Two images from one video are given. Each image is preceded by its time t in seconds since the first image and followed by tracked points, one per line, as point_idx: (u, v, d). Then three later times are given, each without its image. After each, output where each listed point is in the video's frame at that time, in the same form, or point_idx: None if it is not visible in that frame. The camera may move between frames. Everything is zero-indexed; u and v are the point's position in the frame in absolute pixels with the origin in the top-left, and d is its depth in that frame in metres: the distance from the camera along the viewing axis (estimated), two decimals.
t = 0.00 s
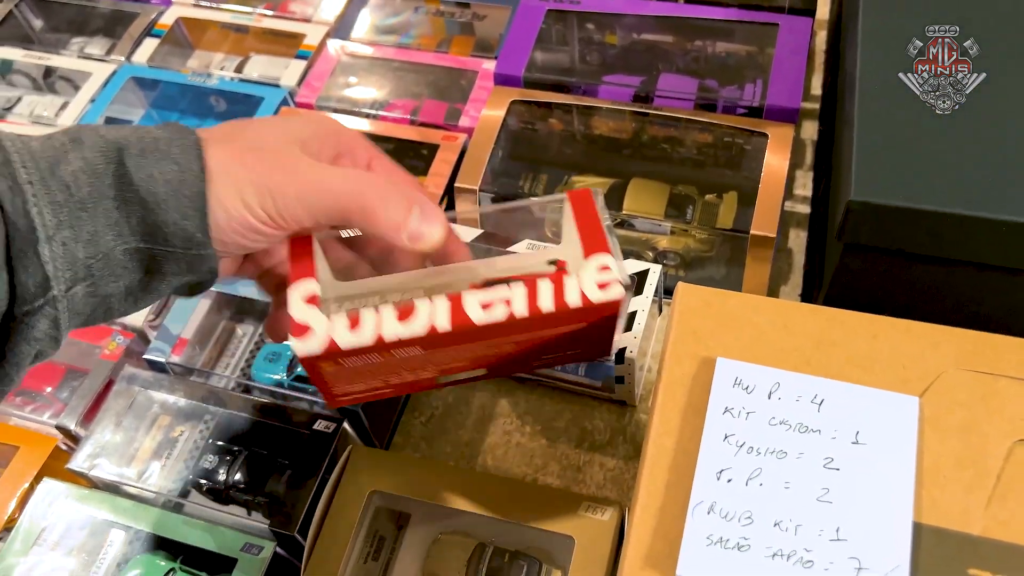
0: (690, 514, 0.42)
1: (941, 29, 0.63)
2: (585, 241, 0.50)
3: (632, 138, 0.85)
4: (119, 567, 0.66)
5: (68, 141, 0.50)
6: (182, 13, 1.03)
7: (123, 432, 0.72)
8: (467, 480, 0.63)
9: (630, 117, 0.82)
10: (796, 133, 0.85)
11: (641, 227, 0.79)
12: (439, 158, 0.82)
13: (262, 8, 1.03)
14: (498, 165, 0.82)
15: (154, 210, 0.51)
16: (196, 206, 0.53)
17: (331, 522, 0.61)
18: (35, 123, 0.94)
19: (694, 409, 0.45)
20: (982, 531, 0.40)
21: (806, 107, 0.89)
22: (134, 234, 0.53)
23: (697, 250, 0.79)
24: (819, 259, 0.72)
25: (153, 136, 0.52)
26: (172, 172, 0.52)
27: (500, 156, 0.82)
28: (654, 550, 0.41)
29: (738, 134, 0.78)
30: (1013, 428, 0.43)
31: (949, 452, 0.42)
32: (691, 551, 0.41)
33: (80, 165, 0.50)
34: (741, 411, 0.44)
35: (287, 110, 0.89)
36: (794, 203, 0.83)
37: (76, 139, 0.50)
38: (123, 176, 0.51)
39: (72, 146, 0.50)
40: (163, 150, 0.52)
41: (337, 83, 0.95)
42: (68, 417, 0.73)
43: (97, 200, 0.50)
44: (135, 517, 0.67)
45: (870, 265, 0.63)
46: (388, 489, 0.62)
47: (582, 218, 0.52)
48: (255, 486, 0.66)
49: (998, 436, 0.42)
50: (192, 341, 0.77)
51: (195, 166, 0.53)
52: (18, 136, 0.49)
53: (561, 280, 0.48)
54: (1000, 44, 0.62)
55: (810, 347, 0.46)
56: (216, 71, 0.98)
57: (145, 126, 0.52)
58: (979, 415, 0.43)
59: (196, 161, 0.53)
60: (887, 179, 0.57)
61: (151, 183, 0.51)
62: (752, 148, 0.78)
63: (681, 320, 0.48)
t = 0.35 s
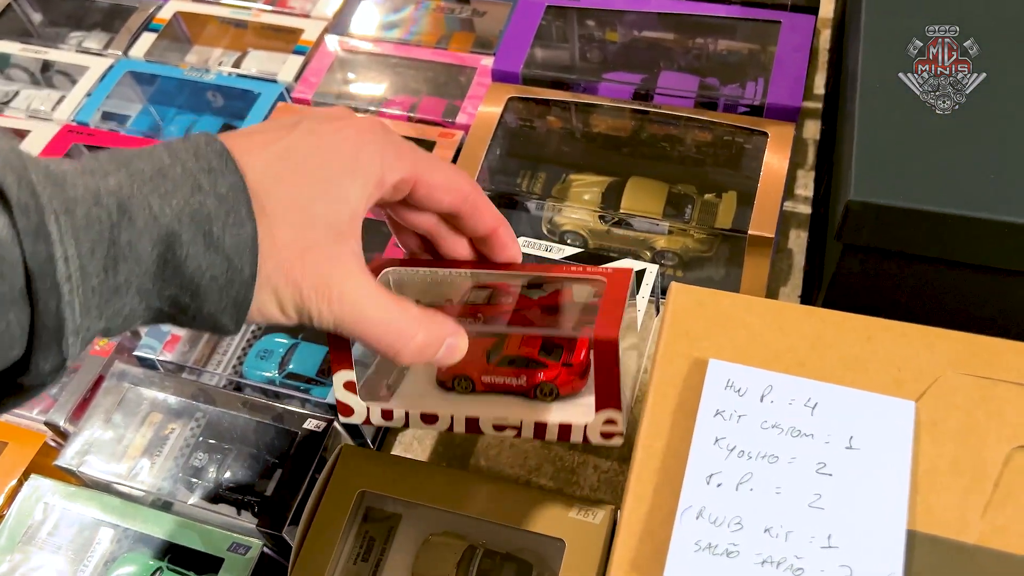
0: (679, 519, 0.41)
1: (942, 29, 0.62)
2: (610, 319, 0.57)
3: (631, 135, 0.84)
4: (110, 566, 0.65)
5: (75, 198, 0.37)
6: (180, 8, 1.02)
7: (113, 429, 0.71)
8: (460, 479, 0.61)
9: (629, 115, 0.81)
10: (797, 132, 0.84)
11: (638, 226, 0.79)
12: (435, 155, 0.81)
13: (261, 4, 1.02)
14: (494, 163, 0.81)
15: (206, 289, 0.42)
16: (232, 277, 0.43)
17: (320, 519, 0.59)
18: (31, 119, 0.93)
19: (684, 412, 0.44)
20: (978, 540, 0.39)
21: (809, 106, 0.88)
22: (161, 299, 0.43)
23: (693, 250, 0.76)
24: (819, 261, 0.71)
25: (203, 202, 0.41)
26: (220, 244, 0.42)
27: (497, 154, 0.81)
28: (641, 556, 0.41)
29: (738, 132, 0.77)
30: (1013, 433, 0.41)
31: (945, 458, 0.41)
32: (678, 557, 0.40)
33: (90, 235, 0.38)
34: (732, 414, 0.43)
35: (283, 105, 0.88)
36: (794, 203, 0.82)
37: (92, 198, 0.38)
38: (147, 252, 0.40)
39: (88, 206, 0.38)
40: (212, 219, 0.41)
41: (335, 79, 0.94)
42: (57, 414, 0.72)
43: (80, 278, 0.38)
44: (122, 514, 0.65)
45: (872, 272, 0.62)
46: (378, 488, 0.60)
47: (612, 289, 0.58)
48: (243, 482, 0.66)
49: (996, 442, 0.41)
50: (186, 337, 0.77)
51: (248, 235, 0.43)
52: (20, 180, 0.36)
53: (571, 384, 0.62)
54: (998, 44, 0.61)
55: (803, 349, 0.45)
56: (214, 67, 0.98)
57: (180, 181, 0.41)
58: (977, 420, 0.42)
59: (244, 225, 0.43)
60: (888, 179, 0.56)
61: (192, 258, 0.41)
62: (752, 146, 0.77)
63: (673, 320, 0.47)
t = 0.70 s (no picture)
0: (673, 517, 0.40)
1: (942, 29, 0.62)
2: (606, 419, 0.59)
3: (634, 131, 0.83)
4: (106, 558, 0.65)
5: (114, 303, 0.38)
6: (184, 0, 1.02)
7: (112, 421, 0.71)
8: (455, 476, 0.59)
9: (632, 111, 0.81)
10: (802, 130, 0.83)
11: (640, 223, 0.76)
12: (436, 150, 0.80)
13: None
14: (497, 158, 0.81)
15: (231, 377, 0.44)
16: (257, 367, 0.45)
17: (315, 515, 0.58)
18: (35, 110, 0.93)
19: (680, 410, 0.44)
20: (975, 541, 0.39)
21: (814, 104, 0.87)
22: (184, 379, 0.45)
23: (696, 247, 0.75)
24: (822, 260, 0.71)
25: (232, 300, 0.43)
26: (247, 338, 0.44)
27: (499, 150, 0.81)
28: (634, 553, 0.40)
29: (742, 129, 0.77)
30: (1012, 435, 0.41)
31: (943, 458, 0.41)
32: (672, 555, 0.39)
33: (127, 341, 0.39)
34: (729, 412, 0.43)
35: (286, 99, 0.88)
36: (798, 200, 0.80)
37: (130, 302, 0.39)
38: (178, 350, 0.41)
39: (125, 310, 0.39)
40: (241, 317, 0.43)
41: (338, 73, 0.93)
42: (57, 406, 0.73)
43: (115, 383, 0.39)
44: (120, 507, 0.66)
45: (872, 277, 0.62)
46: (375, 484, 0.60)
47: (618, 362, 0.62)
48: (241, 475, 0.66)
49: (994, 443, 0.41)
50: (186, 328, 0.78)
51: (273, 330, 0.45)
52: (62, 296, 0.36)
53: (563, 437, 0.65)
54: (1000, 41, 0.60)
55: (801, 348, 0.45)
56: (217, 60, 0.98)
57: (213, 279, 0.42)
58: (976, 421, 0.42)
59: (269, 319, 0.45)
60: (891, 177, 0.55)
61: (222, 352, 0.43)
62: (755, 143, 0.77)
63: (671, 318, 0.47)
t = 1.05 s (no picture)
0: (669, 511, 0.40)
1: (942, 29, 0.61)
2: (598, 427, 0.60)
3: (640, 125, 0.82)
4: (104, 545, 0.65)
5: (124, 342, 0.37)
6: None
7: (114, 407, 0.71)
8: (452, 469, 0.59)
9: (638, 104, 0.81)
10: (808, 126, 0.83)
11: (644, 218, 0.76)
12: (440, 141, 0.80)
13: None
14: (502, 151, 0.80)
15: (241, 407, 0.44)
16: (265, 396, 0.44)
17: (313, 506, 0.58)
18: (42, 99, 0.94)
19: (678, 405, 0.44)
20: (973, 539, 0.39)
21: (821, 100, 0.87)
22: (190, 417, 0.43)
23: (700, 242, 0.74)
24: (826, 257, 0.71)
25: (239, 332, 0.42)
26: (256, 369, 0.43)
27: (504, 142, 0.81)
28: (631, 547, 0.40)
29: (748, 125, 0.76)
30: (1013, 433, 0.41)
31: (943, 457, 0.41)
32: (668, 549, 0.39)
33: (139, 378, 0.38)
34: (728, 406, 0.43)
35: (291, 90, 0.88)
36: (804, 197, 0.81)
37: (140, 340, 0.38)
38: (188, 386, 0.40)
39: (135, 348, 0.38)
40: (249, 349, 0.43)
41: (344, 65, 0.93)
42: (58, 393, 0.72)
43: (127, 422, 0.37)
44: (122, 495, 0.66)
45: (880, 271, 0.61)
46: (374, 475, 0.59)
47: (614, 371, 0.63)
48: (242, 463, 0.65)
49: (995, 442, 0.41)
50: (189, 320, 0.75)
51: (280, 360, 0.44)
52: (75, 337, 0.35)
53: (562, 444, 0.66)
54: (1004, 40, 0.60)
55: (801, 344, 0.45)
56: (224, 50, 0.98)
57: (218, 311, 0.41)
58: (976, 419, 0.41)
59: (277, 349, 0.44)
60: (895, 174, 0.55)
61: (232, 383, 0.42)
62: (761, 139, 0.76)
63: (671, 312, 0.47)
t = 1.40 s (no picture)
0: (673, 476, 0.41)
1: (942, 29, 0.60)
2: (598, 423, 0.62)
3: (649, 108, 0.83)
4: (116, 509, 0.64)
5: (61, 375, 0.35)
6: None
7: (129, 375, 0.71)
8: (459, 441, 0.60)
9: (648, 87, 0.81)
10: (816, 112, 0.83)
11: (652, 198, 0.77)
12: (450, 122, 0.80)
13: None
14: (513, 132, 0.81)
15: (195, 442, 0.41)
16: (219, 432, 0.41)
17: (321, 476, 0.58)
18: (58, 77, 0.95)
19: (683, 374, 0.44)
20: (973, 508, 0.39)
21: (831, 87, 0.87)
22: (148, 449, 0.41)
23: (707, 225, 0.75)
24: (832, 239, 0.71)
25: (191, 362, 0.39)
26: (209, 402, 0.40)
27: (514, 124, 0.82)
28: (635, 511, 0.41)
29: (755, 108, 0.77)
30: (1013, 406, 0.41)
31: (943, 428, 0.41)
32: (671, 513, 0.40)
33: (77, 412, 0.36)
34: (732, 376, 0.44)
35: (304, 70, 0.89)
36: (810, 181, 0.80)
37: (80, 373, 0.36)
38: (135, 419, 0.38)
39: (76, 382, 0.36)
40: (201, 381, 0.39)
41: (356, 46, 0.94)
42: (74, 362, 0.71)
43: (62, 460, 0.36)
44: (133, 460, 0.65)
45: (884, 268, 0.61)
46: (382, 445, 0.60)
47: (616, 364, 0.64)
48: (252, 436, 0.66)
49: (995, 414, 0.41)
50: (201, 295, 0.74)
51: (236, 394, 0.41)
52: (6, 370, 0.34)
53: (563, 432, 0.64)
54: (1000, 40, 0.59)
55: (806, 317, 0.45)
56: (238, 31, 0.98)
57: (169, 340, 0.38)
58: (977, 392, 0.42)
59: (235, 381, 0.41)
60: (902, 154, 0.55)
61: (182, 416, 0.39)
62: (769, 122, 0.77)
63: (678, 285, 0.47)
